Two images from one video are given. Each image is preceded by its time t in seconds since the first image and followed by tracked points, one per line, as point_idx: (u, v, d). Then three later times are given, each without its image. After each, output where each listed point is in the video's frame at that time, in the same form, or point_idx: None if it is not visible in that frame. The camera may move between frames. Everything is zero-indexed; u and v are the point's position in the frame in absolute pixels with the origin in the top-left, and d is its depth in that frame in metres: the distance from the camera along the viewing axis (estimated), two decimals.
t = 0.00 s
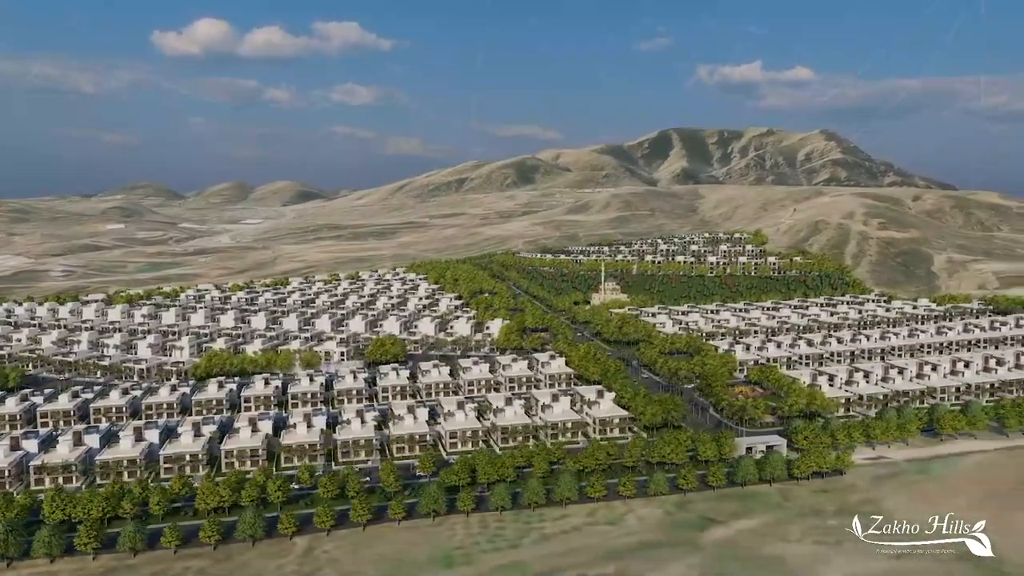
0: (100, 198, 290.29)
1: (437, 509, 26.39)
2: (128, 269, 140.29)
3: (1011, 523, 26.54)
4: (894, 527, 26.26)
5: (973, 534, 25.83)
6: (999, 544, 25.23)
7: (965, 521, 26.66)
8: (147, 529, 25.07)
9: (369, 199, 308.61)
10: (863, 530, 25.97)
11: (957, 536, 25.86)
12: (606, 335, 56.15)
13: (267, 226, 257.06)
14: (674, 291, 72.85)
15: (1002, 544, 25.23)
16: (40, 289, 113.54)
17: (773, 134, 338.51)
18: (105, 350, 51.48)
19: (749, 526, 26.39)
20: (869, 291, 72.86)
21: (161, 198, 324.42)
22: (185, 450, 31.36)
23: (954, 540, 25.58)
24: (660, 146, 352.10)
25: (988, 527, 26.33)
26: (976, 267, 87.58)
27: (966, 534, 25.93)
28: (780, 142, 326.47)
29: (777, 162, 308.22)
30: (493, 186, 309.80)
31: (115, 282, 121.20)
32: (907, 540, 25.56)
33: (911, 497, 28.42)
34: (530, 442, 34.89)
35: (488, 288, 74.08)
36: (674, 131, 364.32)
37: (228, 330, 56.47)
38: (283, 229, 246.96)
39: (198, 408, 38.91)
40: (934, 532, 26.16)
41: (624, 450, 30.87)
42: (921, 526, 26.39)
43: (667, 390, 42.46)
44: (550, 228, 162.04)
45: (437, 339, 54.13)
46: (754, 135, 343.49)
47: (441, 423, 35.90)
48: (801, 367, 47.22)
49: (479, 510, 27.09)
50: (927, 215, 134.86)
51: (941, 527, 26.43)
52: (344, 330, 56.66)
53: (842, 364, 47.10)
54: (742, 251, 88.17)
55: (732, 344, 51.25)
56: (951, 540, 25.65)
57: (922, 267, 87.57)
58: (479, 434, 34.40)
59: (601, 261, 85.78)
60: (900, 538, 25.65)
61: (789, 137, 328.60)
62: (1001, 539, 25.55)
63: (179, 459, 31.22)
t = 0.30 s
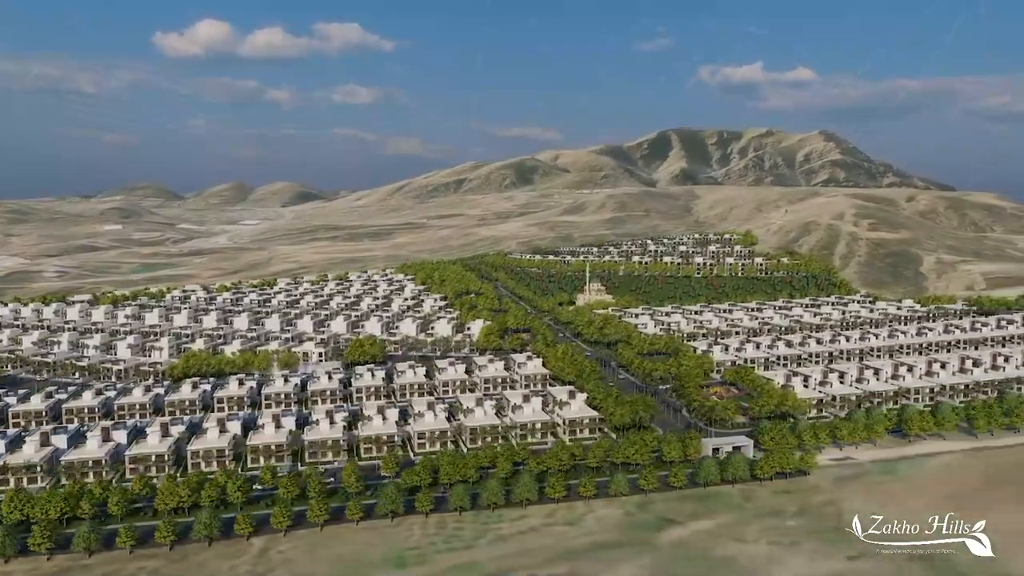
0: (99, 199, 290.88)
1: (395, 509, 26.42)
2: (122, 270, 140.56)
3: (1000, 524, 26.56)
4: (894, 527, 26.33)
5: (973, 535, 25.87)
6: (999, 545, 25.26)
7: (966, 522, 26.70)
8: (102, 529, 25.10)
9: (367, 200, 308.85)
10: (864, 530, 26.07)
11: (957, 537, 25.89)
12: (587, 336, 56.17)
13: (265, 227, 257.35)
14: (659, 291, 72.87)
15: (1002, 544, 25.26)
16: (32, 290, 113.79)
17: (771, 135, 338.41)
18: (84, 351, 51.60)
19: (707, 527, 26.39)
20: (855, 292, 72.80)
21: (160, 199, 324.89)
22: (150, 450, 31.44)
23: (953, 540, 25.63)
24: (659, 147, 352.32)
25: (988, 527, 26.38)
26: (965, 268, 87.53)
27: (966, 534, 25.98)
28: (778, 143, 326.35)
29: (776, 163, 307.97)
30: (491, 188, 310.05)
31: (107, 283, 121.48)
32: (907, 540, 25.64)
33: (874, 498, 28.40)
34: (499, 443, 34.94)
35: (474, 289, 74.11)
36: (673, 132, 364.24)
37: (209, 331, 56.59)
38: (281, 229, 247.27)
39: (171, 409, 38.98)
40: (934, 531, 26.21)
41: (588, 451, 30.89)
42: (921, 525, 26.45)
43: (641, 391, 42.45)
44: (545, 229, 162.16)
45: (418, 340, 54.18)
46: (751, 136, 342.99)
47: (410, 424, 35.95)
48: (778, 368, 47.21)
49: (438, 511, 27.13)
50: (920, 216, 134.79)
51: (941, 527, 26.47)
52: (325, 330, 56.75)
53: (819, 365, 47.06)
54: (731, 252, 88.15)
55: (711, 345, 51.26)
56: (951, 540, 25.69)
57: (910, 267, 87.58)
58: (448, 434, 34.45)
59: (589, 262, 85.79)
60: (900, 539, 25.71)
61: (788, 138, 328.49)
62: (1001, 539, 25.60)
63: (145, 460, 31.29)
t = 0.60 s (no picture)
0: (98, 199, 291.32)
1: (353, 510, 26.45)
2: (116, 271, 140.81)
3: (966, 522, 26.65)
4: (894, 527, 26.38)
5: (973, 535, 25.85)
6: (998, 545, 25.29)
7: (966, 521, 26.71)
8: (58, 530, 25.12)
9: (365, 202, 308.99)
10: (863, 530, 26.20)
11: (957, 536, 25.88)
12: (568, 337, 56.18)
13: (263, 228, 257.48)
14: (645, 292, 72.82)
15: (1002, 545, 25.25)
16: (25, 291, 113.99)
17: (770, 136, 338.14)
18: (64, 352, 51.68)
19: (664, 527, 26.38)
20: (840, 293, 72.75)
21: (158, 200, 325.26)
22: (116, 451, 31.51)
23: (953, 540, 25.62)
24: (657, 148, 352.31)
25: (988, 527, 26.39)
26: (953, 269, 87.38)
27: (966, 534, 25.98)
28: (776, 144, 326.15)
29: (774, 164, 307.82)
30: (490, 189, 310.13)
31: (100, 283, 121.67)
32: (907, 540, 25.68)
33: (835, 500, 28.43)
34: (468, 444, 34.94)
35: (460, 290, 74.08)
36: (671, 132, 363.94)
37: (190, 331, 56.66)
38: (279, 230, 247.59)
39: (144, 410, 39.04)
40: (934, 531, 26.23)
41: (552, 452, 30.87)
42: (921, 526, 26.49)
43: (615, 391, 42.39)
44: (539, 230, 162.21)
45: (398, 341, 54.18)
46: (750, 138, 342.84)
47: (380, 425, 35.96)
48: (755, 369, 47.16)
49: (396, 512, 27.17)
50: (913, 217, 134.67)
51: (941, 527, 26.48)
52: (306, 331, 56.79)
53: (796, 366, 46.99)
54: (719, 253, 88.08)
55: (689, 346, 51.24)
56: (951, 540, 25.70)
57: (899, 268, 87.54)
58: (416, 435, 34.48)
59: (577, 262, 85.75)
60: (900, 539, 25.75)
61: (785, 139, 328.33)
62: (1001, 539, 25.59)
63: (110, 460, 31.34)
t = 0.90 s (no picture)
0: (97, 201, 291.86)
1: (311, 511, 26.39)
2: (111, 272, 141.04)
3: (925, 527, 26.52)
4: (894, 527, 26.43)
5: (973, 535, 25.89)
6: (998, 544, 25.38)
7: (966, 521, 26.75)
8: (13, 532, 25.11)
9: (364, 203, 309.02)
10: (863, 530, 26.22)
11: (956, 536, 25.93)
12: (549, 337, 56.10)
13: (261, 229, 257.65)
14: (631, 292, 72.72)
15: (1002, 544, 25.32)
16: (17, 292, 114.14)
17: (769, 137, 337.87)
18: (43, 353, 51.75)
19: (622, 529, 26.32)
20: (827, 294, 72.60)
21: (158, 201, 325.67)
22: (83, 452, 31.61)
23: (953, 540, 25.69)
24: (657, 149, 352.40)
25: (988, 527, 26.44)
26: (942, 270, 87.23)
27: (966, 534, 26.03)
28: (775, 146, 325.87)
29: (772, 165, 307.60)
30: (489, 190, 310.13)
31: (92, 284, 121.80)
32: (907, 540, 25.73)
33: (796, 501, 28.29)
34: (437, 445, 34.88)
35: (446, 291, 74.00)
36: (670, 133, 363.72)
37: (172, 332, 56.71)
38: (277, 231, 247.83)
39: (117, 410, 39.10)
40: (934, 531, 26.27)
41: (516, 453, 30.78)
42: (921, 526, 26.52)
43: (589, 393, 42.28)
44: (534, 231, 162.09)
45: (378, 342, 54.12)
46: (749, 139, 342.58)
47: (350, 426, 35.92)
48: (732, 371, 47.02)
49: (355, 513, 27.12)
50: (907, 219, 134.50)
51: (941, 527, 26.52)
52: (287, 331, 56.80)
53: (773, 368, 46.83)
54: (708, 254, 87.96)
55: (668, 347, 51.14)
56: (951, 540, 25.77)
57: (888, 270, 87.42)
58: (385, 436, 34.43)
59: (565, 263, 85.63)
60: (900, 539, 25.79)
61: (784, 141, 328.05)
62: (1000, 539, 25.66)
63: (76, 461, 31.44)
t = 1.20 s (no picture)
0: (97, 203, 292.39)
1: (268, 513, 26.30)
2: (105, 273, 141.27)
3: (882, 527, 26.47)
4: (894, 527, 26.51)
5: (973, 534, 25.92)
6: (998, 544, 25.35)
7: (966, 521, 26.78)
8: None
9: (363, 204, 309.21)
10: (864, 530, 26.27)
11: (957, 536, 25.98)
12: (530, 339, 55.97)
13: (259, 230, 257.89)
14: (616, 294, 72.56)
15: (1002, 544, 25.35)
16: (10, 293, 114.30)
17: (768, 138, 337.58)
18: (22, 354, 51.79)
19: (579, 530, 26.23)
20: (813, 295, 72.44)
21: (157, 202, 326.22)
22: (48, 453, 31.67)
23: (953, 540, 25.74)
24: (656, 151, 352.25)
25: (988, 527, 26.43)
26: (932, 271, 87.04)
27: (966, 534, 26.06)
28: (775, 147, 325.63)
29: (772, 166, 307.16)
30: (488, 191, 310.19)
31: (86, 286, 121.93)
32: (906, 540, 25.85)
33: (757, 503, 28.22)
34: (405, 446, 34.79)
35: (431, 293, 73.90)
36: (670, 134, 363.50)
37: (153, 334, 56.70)
38: (276, 233, 248.05)
39: (89, 411, 39.15)
40: (934, 531, 26.33)
41: (479, 454, 30.72)
42: (921, 526, 26.56)
43: (564, 394, 42.15)
44: (529, 232, 161.92)
45: (358, 343, 54.00)
46: (749, 140, 342.24)
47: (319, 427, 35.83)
48: (708, 372, 46.84)
49: (312, 515, 27.04)
50: (902, 220, 134.28)
51: (941, 527, 26.59)
52: (268, 333, 56.77)
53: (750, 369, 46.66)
54: (696, 255, 87.82)
55: (646, 348, 50.99)
56: (951, 540, 25.81)
57: (877, 271, 87.19)
58: (353, 437, 34.39)
59: (552, 265, 85.51)
60: (899, 539, 25.89)
61: (784, 143, 327.72)
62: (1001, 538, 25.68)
63: (41, 462, 31.50)
